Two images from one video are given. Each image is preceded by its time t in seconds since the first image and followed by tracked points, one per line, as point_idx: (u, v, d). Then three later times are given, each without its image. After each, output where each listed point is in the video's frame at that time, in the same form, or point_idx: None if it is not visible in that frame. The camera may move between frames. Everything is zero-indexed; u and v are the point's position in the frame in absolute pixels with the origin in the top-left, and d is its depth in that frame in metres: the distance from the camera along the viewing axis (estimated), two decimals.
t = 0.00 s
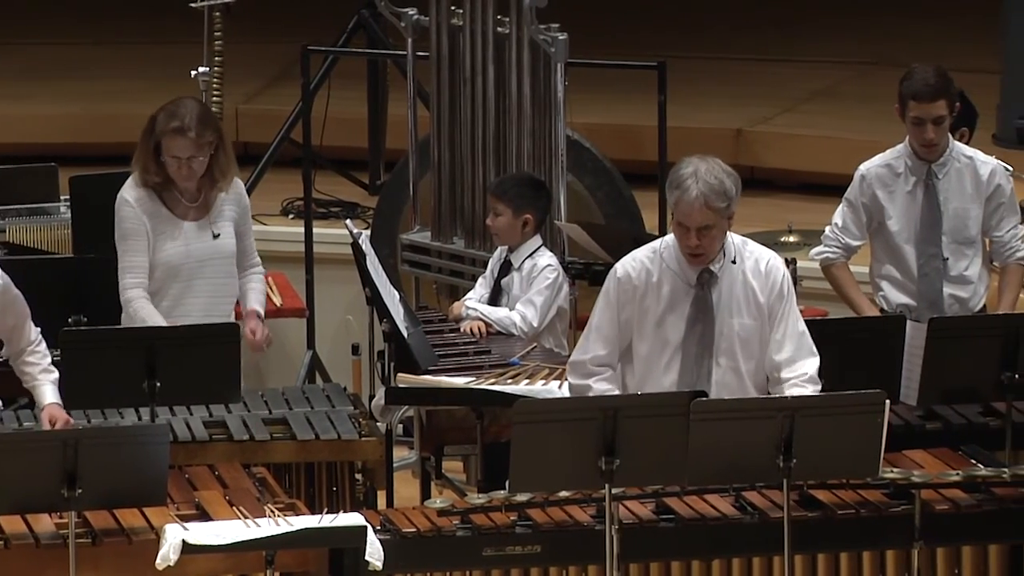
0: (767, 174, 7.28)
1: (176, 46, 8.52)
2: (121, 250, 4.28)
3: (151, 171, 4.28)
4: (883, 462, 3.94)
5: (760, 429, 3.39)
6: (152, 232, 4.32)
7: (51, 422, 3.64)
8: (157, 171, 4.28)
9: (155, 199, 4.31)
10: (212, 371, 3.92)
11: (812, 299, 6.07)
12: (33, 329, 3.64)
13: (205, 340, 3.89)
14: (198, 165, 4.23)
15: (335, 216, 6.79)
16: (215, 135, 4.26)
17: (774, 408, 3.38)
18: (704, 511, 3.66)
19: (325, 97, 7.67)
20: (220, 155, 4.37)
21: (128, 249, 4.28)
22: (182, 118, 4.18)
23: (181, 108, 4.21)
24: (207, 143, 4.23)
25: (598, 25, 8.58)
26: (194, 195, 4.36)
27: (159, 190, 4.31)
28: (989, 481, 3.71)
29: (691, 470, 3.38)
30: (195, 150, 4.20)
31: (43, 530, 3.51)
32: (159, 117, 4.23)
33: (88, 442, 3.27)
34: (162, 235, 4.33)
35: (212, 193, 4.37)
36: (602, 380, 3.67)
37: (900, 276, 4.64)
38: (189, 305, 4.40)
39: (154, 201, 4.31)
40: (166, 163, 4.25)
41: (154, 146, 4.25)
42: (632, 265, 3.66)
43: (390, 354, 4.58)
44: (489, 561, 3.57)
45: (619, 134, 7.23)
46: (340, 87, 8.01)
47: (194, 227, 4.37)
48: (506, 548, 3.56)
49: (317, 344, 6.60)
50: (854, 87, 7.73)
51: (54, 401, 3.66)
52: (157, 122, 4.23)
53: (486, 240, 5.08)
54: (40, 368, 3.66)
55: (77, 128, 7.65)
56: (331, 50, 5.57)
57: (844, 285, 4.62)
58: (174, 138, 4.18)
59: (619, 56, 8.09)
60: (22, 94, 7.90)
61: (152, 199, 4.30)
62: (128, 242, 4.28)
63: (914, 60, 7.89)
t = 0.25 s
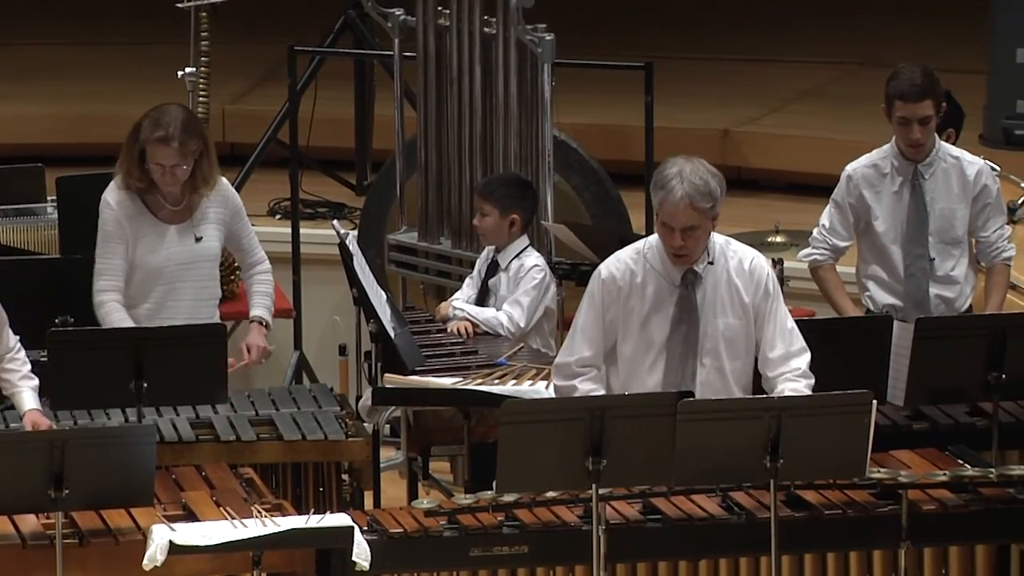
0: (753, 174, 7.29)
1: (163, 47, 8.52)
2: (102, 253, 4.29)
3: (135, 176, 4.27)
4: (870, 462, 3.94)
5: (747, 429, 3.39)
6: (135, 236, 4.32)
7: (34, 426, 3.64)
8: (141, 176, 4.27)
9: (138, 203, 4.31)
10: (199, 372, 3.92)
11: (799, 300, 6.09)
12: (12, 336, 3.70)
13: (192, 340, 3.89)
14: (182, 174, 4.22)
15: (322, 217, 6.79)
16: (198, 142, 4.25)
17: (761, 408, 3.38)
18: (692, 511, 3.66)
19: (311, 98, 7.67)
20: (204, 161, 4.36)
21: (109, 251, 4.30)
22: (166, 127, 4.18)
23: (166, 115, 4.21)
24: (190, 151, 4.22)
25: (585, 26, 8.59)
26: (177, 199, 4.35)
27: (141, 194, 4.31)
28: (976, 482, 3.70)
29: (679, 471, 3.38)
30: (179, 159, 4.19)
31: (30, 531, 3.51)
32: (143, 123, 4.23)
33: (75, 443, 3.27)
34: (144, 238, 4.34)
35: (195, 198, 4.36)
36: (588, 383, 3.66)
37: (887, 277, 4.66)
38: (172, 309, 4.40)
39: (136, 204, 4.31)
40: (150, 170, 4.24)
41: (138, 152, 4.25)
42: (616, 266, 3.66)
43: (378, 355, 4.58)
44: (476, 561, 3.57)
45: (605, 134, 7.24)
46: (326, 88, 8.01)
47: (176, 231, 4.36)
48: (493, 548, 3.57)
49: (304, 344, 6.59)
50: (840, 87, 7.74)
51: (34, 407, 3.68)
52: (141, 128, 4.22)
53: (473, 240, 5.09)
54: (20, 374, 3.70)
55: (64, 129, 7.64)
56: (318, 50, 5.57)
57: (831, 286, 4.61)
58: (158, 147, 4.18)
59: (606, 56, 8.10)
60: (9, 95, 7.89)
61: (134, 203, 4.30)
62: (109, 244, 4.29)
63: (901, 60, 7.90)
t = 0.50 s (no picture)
0: (735, 175, 7.30)
1: (145, 49, 8.50)
2: (77, 251, 4.38)
3: (118, 177, 4.34)
4: (853, 462, 3.95)
5: (729, 429, 3.40)
6: (113, 237, 4.40)
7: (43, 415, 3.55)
8: (124, 178, 4.34)
9: (120, 204, 4.38)
10: (181, 374, 3.92)
11: (780, 300, 6.10)
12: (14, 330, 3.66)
13: (173, 341, 3.88)
14: (166, 176, 4.27)
15: (304, 217, 6.79)
16: (182, 145, 4.32)
17: (743, 408, 3.39)
18: (673, 512, 3.66)
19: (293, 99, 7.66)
20: (189, 165, 4.42)
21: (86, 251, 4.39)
22: (151, 131, 4.24)
23: (150, 118, 4.28)
24: (174, 154, 4.28)
25: (567, 27, 8.60)
26: (160, 202, 4.42)
27: (124, 196, 4.38)
28: (957, 482, 3.71)
29: (661, 472, 3.39)
30: (163, 161, 4.25)
31: (12, 532, 3.50)
32: (128, 125, 4.30)
33: (57, 445, 3.26)
34: (123, 240, 4.41)
35: (178, 202, 4.43)
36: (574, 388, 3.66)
37: (868, 277, 4.66)
38: (151, 310, 4.47)
39: (118, 206, 4.38)
40: (134, 172, 4.31)
41: (122, 155, 4.32)
42: (598, 270, 3.67)
43: (359, 356, 4.58)
44: (458, 562, 3.57)
45: (587, 134, 7.24)
46: (308, 88, 8.01)
47: (157, 234, 4.44)
48: (475, 549, 3.57)
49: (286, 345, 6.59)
50: (822, 88, 7.76)
51: (42, 394, 3.60)
52: (126, 130, 4.29)
53: (454, 241, 5.08)
54: (26, 365, 3.64)
55: (46, 130, 7.62)
56: (300, 52, 5.56)
57: (813, 286, 4.64)
58: (142, 150, 4.24)
59: (588, 57, 8.10)
60: None
61: (116, 204, 4.38)
62: (89, 241, 4.38)
63: (882, 61, 7.92)
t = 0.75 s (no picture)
0: (715, 175, 7.31)
1: (125, 50, 8.49)
2: (50, 253, 4.33)
3: (94, 182, 4.29)
4: (833, 463, 3.96)
5: (709, 430, 3.40)
6: (87, 239, 4.34)
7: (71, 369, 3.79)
8: (99, 182, 4.29)
9: (94, 207, 4.32)
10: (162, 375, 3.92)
11: (759, 300, 6.11)
12: None
13: (152, 342, 3.88)
14: (142, 182, 4.23)
15: (285, 218, 6.79)
16: (158, 150, 4.26)
17: (723, 408, 3.39)
18: (654, 513, 3.67)
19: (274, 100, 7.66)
20: (166, 168, 4.37)
21: (61, 250, 4.33)
22: (125, 136, 4.19)
23: (124, 123, 4.23)
24: (149, 159, 4.23)
25: (548, 28, 8.60)
26: (136, 206, 4.35)
27: (99, 200, 4.32)
28: (938, 482, 3.72)
29: (642, 472, 3.39)
30: (138, 167, 4.20)
31: None
32: (103, 130, 4.24)
33: (37, 446, 3.26)
34: (98, 243, 4.34)
35: (155, 206, 4.37)
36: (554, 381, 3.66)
37: (846, 276, 4.67)
38: (127, 314, 4.39)
39: (93, 210, 4.32)
40: (109, 177, 4.26)
41: (98, 159, 4.26)
42: (578, 264, 3.67)
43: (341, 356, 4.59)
44: (440, 563, 3.57)
45: (567, 135, 7.25)
46: (289, 89, 8.00)
47: (133, 238, 4.37)
48: (456, 549, 3.57)
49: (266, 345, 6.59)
50: (802, 88, 7.78)
51: (55, 351, 3.80)
52: (100, 135, 4.24)
53: (435, 242, 5.09)
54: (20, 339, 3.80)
55: (26, 132, 7.61)
56: (280, 52, 5.56)
57: (795, 287, 4.62)
58: (116, 155, 4.18)
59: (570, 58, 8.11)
60: None
61: (91, 208, 4.32)
62: (61, 242, 4.32)
63: (862, 61, 7.94)
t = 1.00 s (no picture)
0: (695, 175, 7.32)
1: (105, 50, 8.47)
2: (22, 254, 4.34)
3: (66, 185, 4.28)
4: (814, 463, 3.97)
5: (690, 430, 3.40)
6: (59, 242, 4.34)
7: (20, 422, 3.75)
8: (71, 187, 4.28)
9: (67, 210, 4.32)
10: (142, 375, 3.91)
11: (740, 300, 6.13)
12: None
13: (133, 342, 3.87)
14: (112, 186, 4.22)
15: (266, 218, 6.78)
16: (127, 154, 4.22)
17: (705, 408, 3.39)
18: (635, 513, 3.67)
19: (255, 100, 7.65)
20: (137, 171, 4.34)
21: (32, 251, 4.34)
22: (93, 143, 4.16)
23: (94, 128, 4.19)
24: (118, 165, 4.20)
25: (529, 29, 8.61)
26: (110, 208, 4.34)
27: (72, 204, 4.31)
28: (919, 482, 3.74)
29: (622, 471, 3.40)
30: (106, 173, 4.18)
31: None
32: (72, 135, 4.21)
33: (18, 446, 3.25)
34: (70, 246, 4.35)
35: (128, 209, 4.35)
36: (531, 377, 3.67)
37: (823, 275, 4.69)
38: (100, 316, 4.41)
39: (66, 213, 4.32)
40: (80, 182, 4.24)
41: (68, 164, 4.24)
42: (554, 260, 3.68)
43: (321, 357, 4.59)
44: (421, 563, 3.57)
45: (547, 135, 7.26)
46: (269, 89, 7.99)
47: (105, 240, 4.37)
48: (437, 549, 3.57)
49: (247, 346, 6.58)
50: (782, 88, 7.79)
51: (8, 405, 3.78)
52: (70, 141, 4.21)
53: (416, 242, 5.08)
54: None
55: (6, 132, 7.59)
56: (261, 52, 5.55)
57: (775, 293, 4.65)
58: (84, 162, 4.16)
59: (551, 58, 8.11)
60: None
61: (63, 211, 4.31)
62: (34, 244, 4.33)
63: (842, 61, 7.96)
